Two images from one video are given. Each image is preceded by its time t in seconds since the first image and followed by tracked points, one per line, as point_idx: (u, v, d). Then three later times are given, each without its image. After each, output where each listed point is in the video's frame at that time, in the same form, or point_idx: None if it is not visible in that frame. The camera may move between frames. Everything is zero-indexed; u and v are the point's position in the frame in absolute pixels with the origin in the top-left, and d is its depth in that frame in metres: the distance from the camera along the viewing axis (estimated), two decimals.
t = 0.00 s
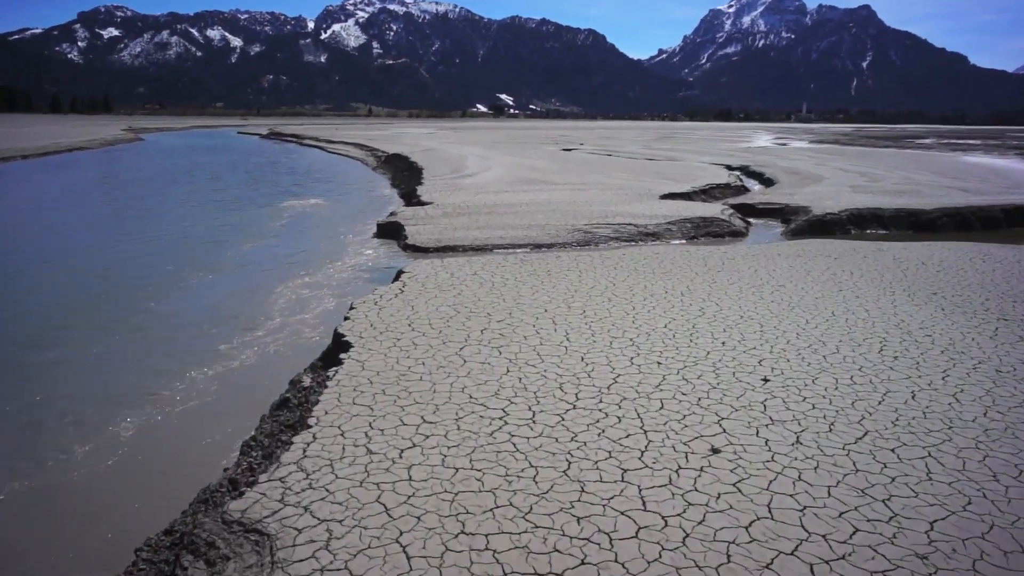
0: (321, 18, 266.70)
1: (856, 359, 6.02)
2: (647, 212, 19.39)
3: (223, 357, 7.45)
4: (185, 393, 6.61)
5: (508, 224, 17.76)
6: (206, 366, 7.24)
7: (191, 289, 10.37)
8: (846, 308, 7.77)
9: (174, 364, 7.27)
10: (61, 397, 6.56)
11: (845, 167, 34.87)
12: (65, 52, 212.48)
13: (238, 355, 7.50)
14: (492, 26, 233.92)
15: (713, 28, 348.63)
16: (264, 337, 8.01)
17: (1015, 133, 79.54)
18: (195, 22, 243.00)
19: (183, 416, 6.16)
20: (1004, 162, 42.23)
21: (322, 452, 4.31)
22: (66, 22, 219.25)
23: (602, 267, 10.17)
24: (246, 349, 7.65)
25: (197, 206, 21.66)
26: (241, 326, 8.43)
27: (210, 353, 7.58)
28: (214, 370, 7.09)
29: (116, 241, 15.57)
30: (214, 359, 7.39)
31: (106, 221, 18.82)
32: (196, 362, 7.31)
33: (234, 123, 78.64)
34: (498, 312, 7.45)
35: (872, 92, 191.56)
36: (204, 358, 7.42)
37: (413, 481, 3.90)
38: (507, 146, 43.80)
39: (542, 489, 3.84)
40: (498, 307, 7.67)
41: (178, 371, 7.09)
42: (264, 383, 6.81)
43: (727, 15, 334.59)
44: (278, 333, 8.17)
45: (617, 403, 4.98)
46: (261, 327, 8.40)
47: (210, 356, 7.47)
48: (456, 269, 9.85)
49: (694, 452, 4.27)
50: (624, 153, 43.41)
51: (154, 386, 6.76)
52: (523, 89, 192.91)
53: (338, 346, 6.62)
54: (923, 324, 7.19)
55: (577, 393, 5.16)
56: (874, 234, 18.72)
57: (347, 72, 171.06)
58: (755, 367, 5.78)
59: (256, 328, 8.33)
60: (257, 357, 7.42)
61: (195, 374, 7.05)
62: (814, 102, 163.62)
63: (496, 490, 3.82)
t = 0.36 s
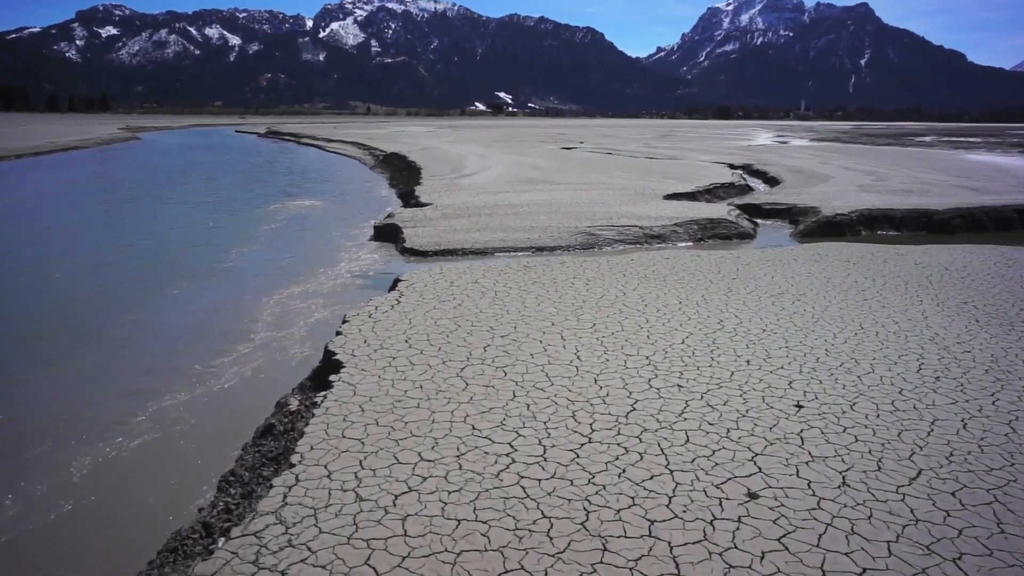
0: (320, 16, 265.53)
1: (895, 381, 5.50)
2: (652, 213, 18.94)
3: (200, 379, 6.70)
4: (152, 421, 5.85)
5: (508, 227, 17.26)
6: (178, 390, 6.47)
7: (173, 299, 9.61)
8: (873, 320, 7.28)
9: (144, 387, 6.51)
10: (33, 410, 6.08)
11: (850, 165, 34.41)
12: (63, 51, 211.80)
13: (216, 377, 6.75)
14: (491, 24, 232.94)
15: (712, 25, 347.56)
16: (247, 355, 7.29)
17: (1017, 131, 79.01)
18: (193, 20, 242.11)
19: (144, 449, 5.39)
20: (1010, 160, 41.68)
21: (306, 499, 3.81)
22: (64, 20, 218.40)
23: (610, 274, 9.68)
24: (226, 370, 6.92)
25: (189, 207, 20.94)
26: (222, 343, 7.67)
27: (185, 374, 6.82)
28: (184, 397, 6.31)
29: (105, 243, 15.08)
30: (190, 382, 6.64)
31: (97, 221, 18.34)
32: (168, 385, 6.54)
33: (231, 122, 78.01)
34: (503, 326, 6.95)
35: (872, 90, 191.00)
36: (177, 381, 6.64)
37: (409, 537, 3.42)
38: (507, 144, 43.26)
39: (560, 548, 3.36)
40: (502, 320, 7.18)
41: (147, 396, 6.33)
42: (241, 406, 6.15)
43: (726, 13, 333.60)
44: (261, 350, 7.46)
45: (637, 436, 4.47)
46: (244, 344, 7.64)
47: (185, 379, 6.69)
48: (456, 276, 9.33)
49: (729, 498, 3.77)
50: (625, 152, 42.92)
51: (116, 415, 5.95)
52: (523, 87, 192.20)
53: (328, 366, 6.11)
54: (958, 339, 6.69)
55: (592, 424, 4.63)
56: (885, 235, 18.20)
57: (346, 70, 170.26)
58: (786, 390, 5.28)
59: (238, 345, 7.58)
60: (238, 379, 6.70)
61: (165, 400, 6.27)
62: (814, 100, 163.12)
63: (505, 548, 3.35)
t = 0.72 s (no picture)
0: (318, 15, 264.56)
1: (944, 408, 4.97)
2: (657, 214, 18.45)
3: (169, 408, 6.06)
4: (119, 455, 5.32)
5: (509, 229, 16.74)
6: (148, 421, 5.88)
7: (149, 314, 8.90)
8: (905, 332, 6.77)
9: (114, 414, 5.98)
10: None
11: (855, 164, 33.87)
12: (60, 50, 211.15)
13: (187, 405, 6.12)
14: (489, 23, 232.29)
15: (710, 23, 347.57)
16: (224, 378, 6.63)
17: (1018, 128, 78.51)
18: (190, 19, 241.11)
19: (108, 490, 4.87)
20: (1016, 158, 41.10)
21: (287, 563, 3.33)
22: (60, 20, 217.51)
23: (619, 281, 9.16)
24: (199, 397, 6.28)
25: (180, 209, 20.26)
26: (197, 365, 7.00)
27: (154, 403, 6.17)
28: (147, 431, 5.66)
29: (90, 248, 14.57)
30: (158, 412, 6.00)
31: (84, 224, 17.82)
32: (133, 417, 5.90)
33: (229, 121, 77.39)
34: (507, 341, 6.43)
35: (871, 87, 190.62)
36: (144, 412, 6.01)
37: None
38: (506, 143, 42.71)
39: None
40: (506, 335, 6.66)
41: (116, 425, 5.79)
42: (216, 439, 5.56)
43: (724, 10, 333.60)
44: (240, 371, 6.81)
45: (665, 480, 3.96)
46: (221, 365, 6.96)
47: (152, 409, 6.05)
48: (456, 283, 8.80)
49: (776, 561, 3.29)
50: (626, 150, 42.40)
51: (70, 456, 5.33)
52: (521, 86, 191.66)
53: (317, 390, 5.58)
54: (1001, 355, 6.16)
55: (610, 464, 4.13)
56: (897, 236, 17.69)
57: (343, 70, 169.56)
58: (825, 418, 4.78)
59: (214, 366, 6.91)
60: (212, 407, 6.07)
61: (128, 436, 5.63)
62: (813, 98, 162.69)
63: None
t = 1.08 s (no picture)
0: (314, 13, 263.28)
1: (1000, 439, 4.50)
2: (662, 215, 18.01)
3: (138, 440, 5.48)
4: (82, 495, 4.79)
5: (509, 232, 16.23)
6: (117, 452, 5.34)
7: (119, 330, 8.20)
8: (942, 347, 6.28)
9: (79, 444, 5.43)
10: None
11: (858, 162, 33.41)
12: (55, 49, 209.90)
13: (156, 438, 5.51)
14: (486, 20, 231.51)
15: (707, 21, 347.32)
16: (200, 404, 6.05)
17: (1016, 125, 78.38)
18: (185, 17, 239.74)
19: (66, 538, 4.34)
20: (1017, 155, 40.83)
21: None
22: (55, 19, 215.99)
23: (628, 289, 8.63)
24: (174, 424, 5.72)
25: (166, 212, 19.47)
26: (167, 391, 6.33)
27: (124, 431, 5.62)
28: (113, 467, 5.10)
29: (72, 252, 13.96)
30: (128, 442, 5.46)
31: (68, 227, 17.20)
32: (101, 448, 5.37)
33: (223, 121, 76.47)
34: (511, 361, 5.94)
35: (868, 84, 190.64)
36: (113, 441, 5.47)
37: None
38: (505, 141, 42.17)
39: None
40: (510, 352, 6.17)
41: (81, 457, 5.25)
42: (188, 475, 5.01)
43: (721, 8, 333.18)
44: (217, 396, 6.21)
45: (701, 536, 3.47)
46: (195, 391, 6.32)
47: (117, 442, 5.45)
48: (455, 293, 8.30)
49: None
50: (626, 148, 41.90)
51: (15, 505, 4.69)
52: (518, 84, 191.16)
53: (304, 421, 5.09)
54: None
55: (635, 513, 3.65)
56: (907, 236, 17.23)
57: (340, 68, 168.76)
58: (874, 454, 4.26)
59: (186, 393, 6.26)
60: (187, 438, 5.52)
61: (94, 471, 5.10)
62: (811, 95, 162.22)
63: None
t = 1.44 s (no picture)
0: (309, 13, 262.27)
1: None
2: (666, 216, 17.49)
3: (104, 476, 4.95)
4: (40, 542, 4.30)
5: (509, 234, 15.69)
6: (79, 490, 4.81)
7: (90, 346, 7.60)
8: (988, 363, 5.80)
9: (36, 483, 4.89)
10: None
11: (860, 160, 32.99)
12: (48, 49, 208.37)
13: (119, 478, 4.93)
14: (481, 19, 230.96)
15: (701, 20, 348.18)
16: (175, 434, 5.52)
17: (1010, 122, 78.59)
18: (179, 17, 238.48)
19: None
20: (1018, 151, 40.52)
21: None
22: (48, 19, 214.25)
23: (637, 298, 8.10)
24: (143, 457, 5.19)
25: (152, 216, 18.76)
26: (134, 422, 5.71)
27: (87, 466, 5.08)
28: (73, 511, 4.59)
29: (50, 259, 13.30)
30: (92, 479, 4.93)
31: (49, 230, 16.54)
32: (60, 488, 4.82)
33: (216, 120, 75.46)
34: (516, 384, 5.43)
35: (863, 81, 190.95)
36: (75, 478, 4.94)
37: None
38: (501, 140, 41.60)
39: None
40: (515, 373, 5.66)
41: (37, 499, 4.72)
42: (156, 521, 4.48)
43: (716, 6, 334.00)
44: (188, 427, 5.62)
45: None
46: (166, 420, 5.73)
47: (82, 478, 4.93)
48: (454, 305, 7.79)
49: None
50: (624, 147, 41.39)
51: None
52: (514, 82, 190.47)
53: (286, 458, 4.59)
54: None
55: None
56: (918, 237, 16.78)
57: (335, 68, 167.81)
58: (939, 498, 3.75)
59: (155, 424, 5.66)
60: (158, 473, 4.99)
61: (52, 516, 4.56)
62: (808, 92, 162.15)
63: None
